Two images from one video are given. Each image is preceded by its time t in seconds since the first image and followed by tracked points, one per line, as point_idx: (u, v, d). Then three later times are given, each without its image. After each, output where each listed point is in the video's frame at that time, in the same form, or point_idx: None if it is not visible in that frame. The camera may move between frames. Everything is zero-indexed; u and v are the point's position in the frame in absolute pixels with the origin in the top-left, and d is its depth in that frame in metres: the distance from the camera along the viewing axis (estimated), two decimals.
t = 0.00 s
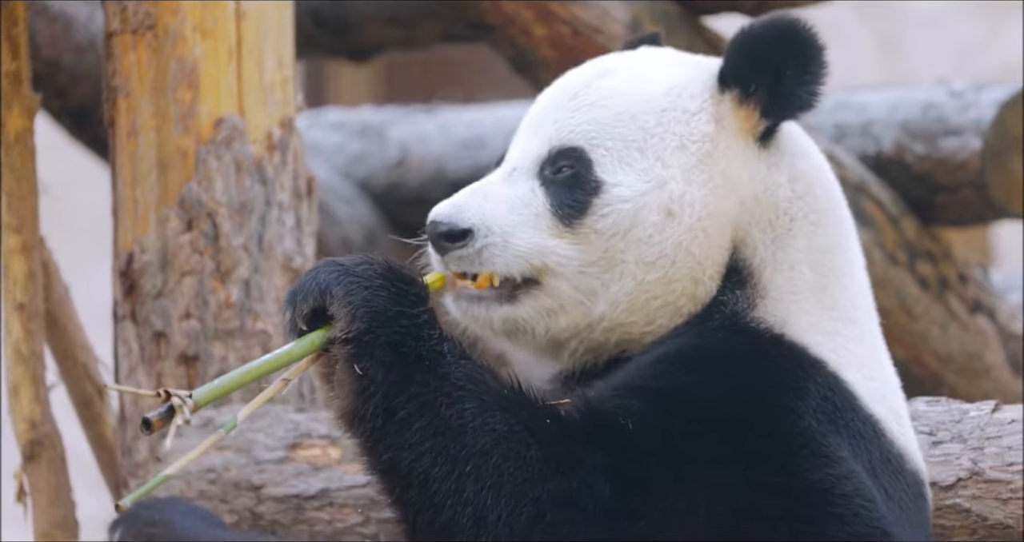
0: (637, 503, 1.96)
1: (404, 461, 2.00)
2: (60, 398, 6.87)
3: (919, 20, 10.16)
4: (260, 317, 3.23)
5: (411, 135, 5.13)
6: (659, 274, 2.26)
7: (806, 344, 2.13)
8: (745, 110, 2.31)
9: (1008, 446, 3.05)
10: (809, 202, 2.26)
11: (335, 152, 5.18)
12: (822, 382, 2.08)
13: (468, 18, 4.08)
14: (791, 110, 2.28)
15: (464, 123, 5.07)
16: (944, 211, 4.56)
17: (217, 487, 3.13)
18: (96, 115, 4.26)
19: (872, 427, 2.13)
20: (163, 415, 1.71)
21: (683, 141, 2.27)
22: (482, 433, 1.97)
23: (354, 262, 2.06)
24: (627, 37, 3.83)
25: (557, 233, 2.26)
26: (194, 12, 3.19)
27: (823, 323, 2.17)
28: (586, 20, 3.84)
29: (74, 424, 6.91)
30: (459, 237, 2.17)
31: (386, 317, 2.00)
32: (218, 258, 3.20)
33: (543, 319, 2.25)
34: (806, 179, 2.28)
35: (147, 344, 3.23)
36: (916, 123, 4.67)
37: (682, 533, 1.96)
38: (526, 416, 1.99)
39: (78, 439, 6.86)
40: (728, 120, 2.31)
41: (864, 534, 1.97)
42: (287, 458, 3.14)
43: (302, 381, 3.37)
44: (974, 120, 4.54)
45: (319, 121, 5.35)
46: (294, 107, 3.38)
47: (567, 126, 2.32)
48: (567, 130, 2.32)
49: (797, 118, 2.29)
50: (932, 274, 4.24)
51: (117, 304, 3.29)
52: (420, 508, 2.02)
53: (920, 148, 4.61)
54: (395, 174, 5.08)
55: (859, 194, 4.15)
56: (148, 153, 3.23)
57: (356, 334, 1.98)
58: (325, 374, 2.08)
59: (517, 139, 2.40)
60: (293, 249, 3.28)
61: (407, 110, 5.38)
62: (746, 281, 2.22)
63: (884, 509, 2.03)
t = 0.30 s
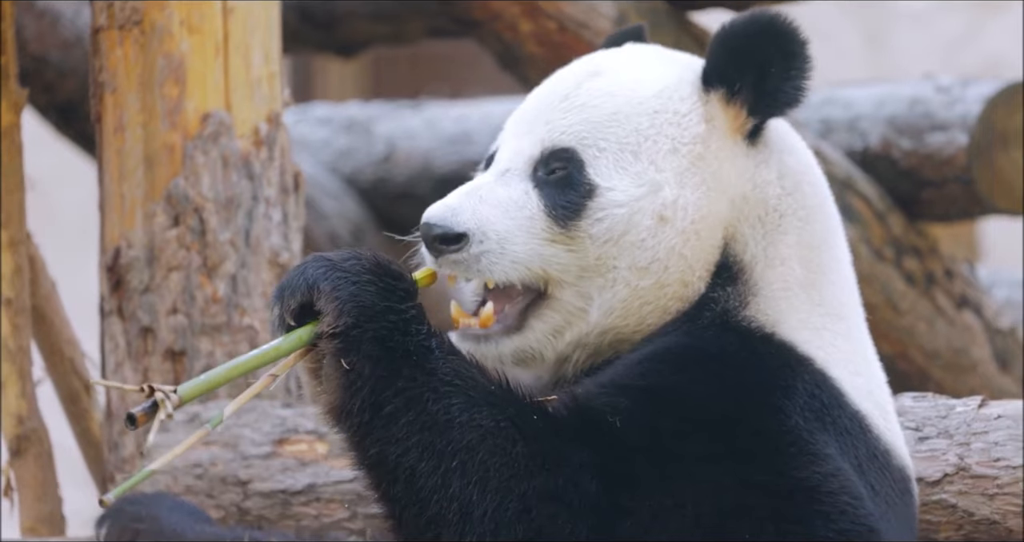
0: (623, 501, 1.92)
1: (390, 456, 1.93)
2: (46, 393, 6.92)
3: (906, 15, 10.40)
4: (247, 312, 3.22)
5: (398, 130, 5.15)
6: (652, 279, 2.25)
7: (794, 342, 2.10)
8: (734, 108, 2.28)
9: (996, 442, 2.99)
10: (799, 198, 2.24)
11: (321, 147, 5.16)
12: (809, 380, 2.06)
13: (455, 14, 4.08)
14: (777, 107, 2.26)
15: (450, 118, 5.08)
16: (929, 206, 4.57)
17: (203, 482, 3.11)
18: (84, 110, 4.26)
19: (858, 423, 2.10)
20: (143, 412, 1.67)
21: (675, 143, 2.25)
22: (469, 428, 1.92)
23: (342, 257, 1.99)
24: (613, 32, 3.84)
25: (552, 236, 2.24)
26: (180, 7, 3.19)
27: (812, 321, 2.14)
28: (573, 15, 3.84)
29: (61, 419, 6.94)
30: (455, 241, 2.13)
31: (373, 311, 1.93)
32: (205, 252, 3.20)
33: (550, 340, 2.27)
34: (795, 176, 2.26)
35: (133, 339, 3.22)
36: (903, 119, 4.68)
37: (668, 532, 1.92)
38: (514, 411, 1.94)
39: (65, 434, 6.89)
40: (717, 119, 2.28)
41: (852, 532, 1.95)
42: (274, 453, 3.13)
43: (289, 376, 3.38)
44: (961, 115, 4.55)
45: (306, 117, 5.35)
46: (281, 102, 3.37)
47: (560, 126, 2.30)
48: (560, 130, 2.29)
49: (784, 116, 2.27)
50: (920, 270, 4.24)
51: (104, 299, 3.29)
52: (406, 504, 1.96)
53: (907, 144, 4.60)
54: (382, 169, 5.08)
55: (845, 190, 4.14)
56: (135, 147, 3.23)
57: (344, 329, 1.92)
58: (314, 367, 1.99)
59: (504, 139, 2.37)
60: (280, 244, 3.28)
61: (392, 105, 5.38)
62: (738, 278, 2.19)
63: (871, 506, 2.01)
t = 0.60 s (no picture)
0: (608, 498, 1.87)
1: (379, 442, 1.90)
2: (33, 391, 6.93)
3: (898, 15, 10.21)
4: (236, 311, 3.22)
5: (387, 129, 5.14)
6: (659, 279, 2.12)
7: (784, 342, 2.01)
8: (735, 108, 2.17)
9: (984, 441, 2.93)
10: (796, 197, 2.14)
11: (310, 147, 5.15)
12: (799, 379, 1.97)
13: (445, 14, 4.09)
14: (781, 108, 2.15)
15: (440, 118, 5.09)
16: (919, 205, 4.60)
17: (193, 481, 3.10)
18: (74, 109, 4.25)
19: (849, 422, 2.01)
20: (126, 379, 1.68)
21: (681, 143, 2.13)
22: (458, 418, 1.87)
23: (338, 245, 1.97)
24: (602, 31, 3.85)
25: (557, 239, 2.10)
26: (170, 6, 3.19)
27: (805, 320, 2.05)
28: (562, 15, 3.87)
29: (51, 419, 6.96)
30: (459, 246, 1.98)
31: (366, 299, 1.91)
32: (194, 252, 3.20)
33: (539, 323, 2.11)
34: (792, 173, 2.16)
35: (123, 339, 3.22)
36: (892, 118, 4.67)
37: (656, 531, 1.88)
38: (506, 402, 1.88)
39: (54, 433, 6.92)
40: (719, 122, 2.17)
41: (839, 531, 1.89)
42: (264, 452, 3.10)
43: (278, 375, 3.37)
44: (950, 114, 4.56)
45: (296, 116, 5.35)
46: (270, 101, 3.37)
47: (565, 124, 2.15)
48: (565, 129, 2.15)
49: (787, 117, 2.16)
50: (909, 270, 4.25)
51: (93, 299, 3.29)
52: (394, 493, 1.91)
53: (896, 143, 4.61)
54: (372, 169, 5.08)
55: (835, 189, 4.14)
56: (124, 147, 3.22)
57: (336, 316, 1.89)
58: (309, 355, 1.93)
59: (504, 139, 2.21)
60: (269, 243, 3.29)
61: (379, 105, 5.38)
62: (734, 279, 2.09)
63: (861, 505, 1.94)
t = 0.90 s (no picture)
0: (602, 495, 1.84)
1: (366, 441, 1.91)
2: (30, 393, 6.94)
3: (893, 15, 10.23)
4: (231, 311, 3.22)
5: (382, 130, 5.14)
6: (670, 278, 2.08)
7: (784, 345, 1.99)
8: (743, 111, 2.14)
9: (979, 442, 2.93)
10: (798, 199, 2.12)
11: (305, 147, 5.15)
12: (797, 381, 1.95)
13: (439, 14, 4.09)
14: (786, 114, 2.13)
15: (435, 118, 5.09)
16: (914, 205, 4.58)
17: (187, 482, 3.09)
18: (68, 109, 4.25)
19: (846, 423, 1.99)
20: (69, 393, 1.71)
21: (691, 143, 2.09)
22: (446, 416, 1.87)
23: (328, 245, 2.01)
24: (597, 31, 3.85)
25: (570, 236, 2.06)
26: (164, 6, 3.19)
27: (804, 322, 2.03)
28: (557, 15, 3.86)
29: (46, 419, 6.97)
30: (471, 237, 1.94)
31: (349, 299, 1.93)
32: (188, 253, 3.19)
33: (552, 320, 2.07)
34: (796, 176, 2.14)
35: (117, 339, 3.22)
36: (887, 119, 4.67)
37: (654, 531, 1.84)
38: (498, 400, 1.88)
39: (49, 433, 6.94)
40: (727, 122, 2.14)
41: (836, 532, 1.86)
42: (258, 453, 3.10)
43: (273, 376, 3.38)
44: (946, 115, 4.53)
45: (291, 117, 5.34)
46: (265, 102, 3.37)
47: (576, 120, 2.11)
48: (576, 125, 2.10)
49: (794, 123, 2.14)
50: (903, 270, 4.25)
51: (88, 299, 3.29)
52: (385, 489, 1.93)
53: (891, 144, 4.62)
54: (368, 169, 5.08)
55: (829, 188, 4.14)
56: (118, 147, 3.22)
57: (315, 316, 1.92)
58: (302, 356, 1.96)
59: (512, 134, 2.16)
60: (264, 244, 3.29)
61: (376, 105, 5.38)
62: (744, 282, 2.07)
63: (857, 506, 1.91)
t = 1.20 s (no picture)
0: (598, 496, 1.83)
1: (354, 448, 1.91)
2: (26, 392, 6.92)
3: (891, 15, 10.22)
4: (229, 311, 3.22)
5: (380, 130, 5.13)
6: (671, 284, 2.07)
7: (783, 347, 1.97)
8: (741, 111, 2.12)
9: (978, 442, 2.91)
10: (799, 199, 2.09)
11: (303, 146, 5.13)
12: (795, 382, 1.94)
13: (437, 13, 4.09)
14: (784, 114, 2.11)
15: (433, 118, 5.09)
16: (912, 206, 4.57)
17: (185, 482, 3.08)
18: (66, 109, 4.25)
19: (844, 424, 1.98)
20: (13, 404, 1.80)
21: (693, 148, 2.07)
22: (434, 422, 1.86)
23: (308, 256, 2.02)
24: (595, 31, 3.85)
25: (573, 240, 2.07)
26: (162, 5, 3.19)
27: (805, 323, 2.01)
28: (555, 14, 3.86)
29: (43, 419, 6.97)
30: (477, 243, 1.98)
31: (324, 306, 1.94)
32: (186, 253, 3.19)
33: (568, 342, 2.09)
34: (796, 176, 2.11)
35: (115, 339, 3.20)
36: (885, 119, 4.68)
37: (650, 531, 1.82)
38: (488, 403, 1.87)
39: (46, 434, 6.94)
40: (728, 125, 2.12)
41: (835, 532, 1.85)
42: (256, 453, 3.09)
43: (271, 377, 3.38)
44: (944, 115, 4.57)
45: (288, 115, 5.29)
46: (263, 102, 3.38)
47: (580, 122, 2.10)
48: (580, 126, 2.10)
49: (793, 122, 2.12)
50: (902, 270, 4.24)
51: (86, 299, 3.28)
52: (375, 498, 1.91)
53: (890, 143, 4.60)
54: (365, 169, 5.08)
55: (828, 188, 4.14)
56: (116, 147, 3.22)
57: (293, 325, 1.94)
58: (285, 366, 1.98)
59: (515, 134, 2.16)
60: (262, 244, 3.29)
61: (374, 105, 5.36)
62: (744, 283, 2.05)
63: (856, 506, 1.90)
